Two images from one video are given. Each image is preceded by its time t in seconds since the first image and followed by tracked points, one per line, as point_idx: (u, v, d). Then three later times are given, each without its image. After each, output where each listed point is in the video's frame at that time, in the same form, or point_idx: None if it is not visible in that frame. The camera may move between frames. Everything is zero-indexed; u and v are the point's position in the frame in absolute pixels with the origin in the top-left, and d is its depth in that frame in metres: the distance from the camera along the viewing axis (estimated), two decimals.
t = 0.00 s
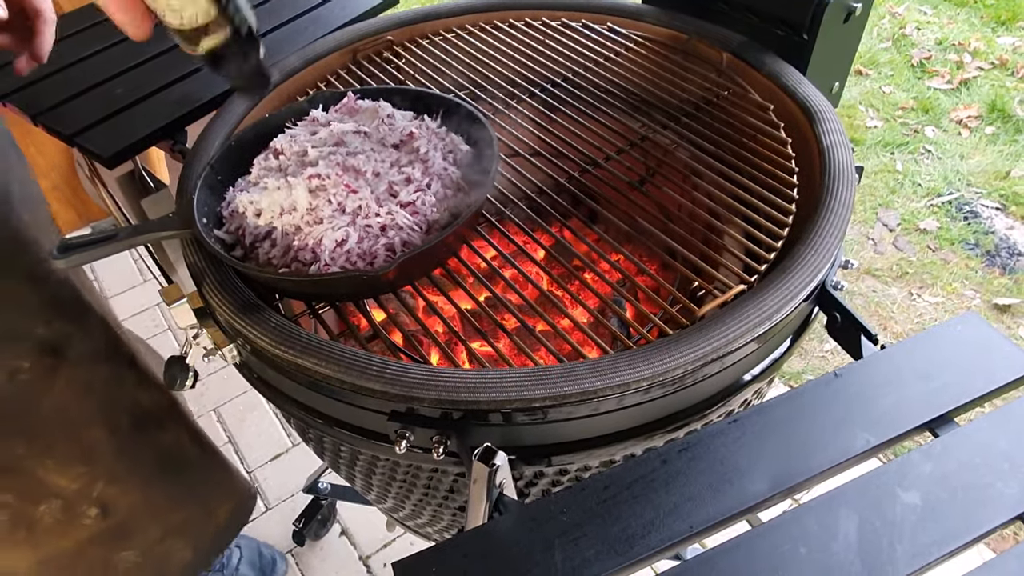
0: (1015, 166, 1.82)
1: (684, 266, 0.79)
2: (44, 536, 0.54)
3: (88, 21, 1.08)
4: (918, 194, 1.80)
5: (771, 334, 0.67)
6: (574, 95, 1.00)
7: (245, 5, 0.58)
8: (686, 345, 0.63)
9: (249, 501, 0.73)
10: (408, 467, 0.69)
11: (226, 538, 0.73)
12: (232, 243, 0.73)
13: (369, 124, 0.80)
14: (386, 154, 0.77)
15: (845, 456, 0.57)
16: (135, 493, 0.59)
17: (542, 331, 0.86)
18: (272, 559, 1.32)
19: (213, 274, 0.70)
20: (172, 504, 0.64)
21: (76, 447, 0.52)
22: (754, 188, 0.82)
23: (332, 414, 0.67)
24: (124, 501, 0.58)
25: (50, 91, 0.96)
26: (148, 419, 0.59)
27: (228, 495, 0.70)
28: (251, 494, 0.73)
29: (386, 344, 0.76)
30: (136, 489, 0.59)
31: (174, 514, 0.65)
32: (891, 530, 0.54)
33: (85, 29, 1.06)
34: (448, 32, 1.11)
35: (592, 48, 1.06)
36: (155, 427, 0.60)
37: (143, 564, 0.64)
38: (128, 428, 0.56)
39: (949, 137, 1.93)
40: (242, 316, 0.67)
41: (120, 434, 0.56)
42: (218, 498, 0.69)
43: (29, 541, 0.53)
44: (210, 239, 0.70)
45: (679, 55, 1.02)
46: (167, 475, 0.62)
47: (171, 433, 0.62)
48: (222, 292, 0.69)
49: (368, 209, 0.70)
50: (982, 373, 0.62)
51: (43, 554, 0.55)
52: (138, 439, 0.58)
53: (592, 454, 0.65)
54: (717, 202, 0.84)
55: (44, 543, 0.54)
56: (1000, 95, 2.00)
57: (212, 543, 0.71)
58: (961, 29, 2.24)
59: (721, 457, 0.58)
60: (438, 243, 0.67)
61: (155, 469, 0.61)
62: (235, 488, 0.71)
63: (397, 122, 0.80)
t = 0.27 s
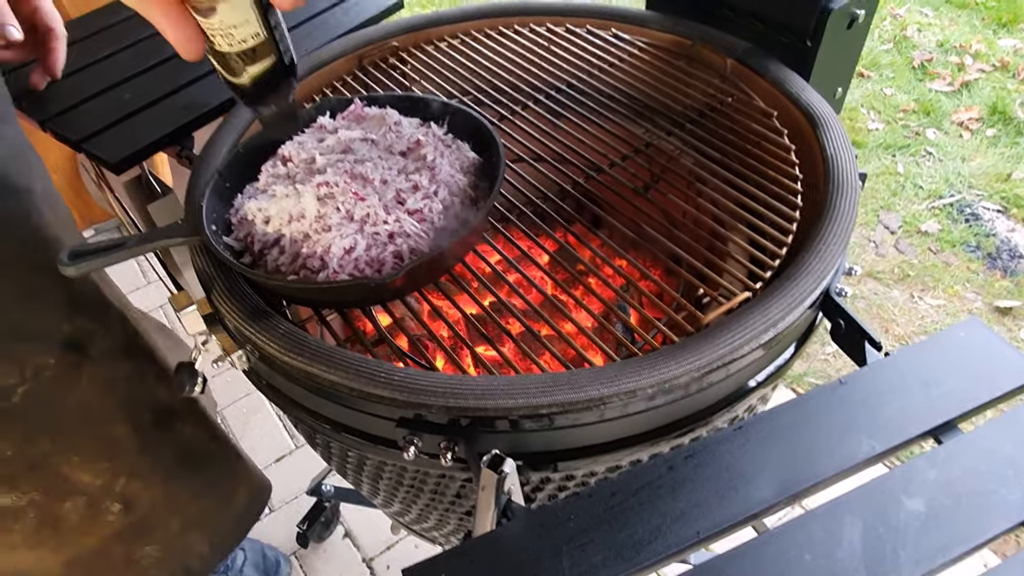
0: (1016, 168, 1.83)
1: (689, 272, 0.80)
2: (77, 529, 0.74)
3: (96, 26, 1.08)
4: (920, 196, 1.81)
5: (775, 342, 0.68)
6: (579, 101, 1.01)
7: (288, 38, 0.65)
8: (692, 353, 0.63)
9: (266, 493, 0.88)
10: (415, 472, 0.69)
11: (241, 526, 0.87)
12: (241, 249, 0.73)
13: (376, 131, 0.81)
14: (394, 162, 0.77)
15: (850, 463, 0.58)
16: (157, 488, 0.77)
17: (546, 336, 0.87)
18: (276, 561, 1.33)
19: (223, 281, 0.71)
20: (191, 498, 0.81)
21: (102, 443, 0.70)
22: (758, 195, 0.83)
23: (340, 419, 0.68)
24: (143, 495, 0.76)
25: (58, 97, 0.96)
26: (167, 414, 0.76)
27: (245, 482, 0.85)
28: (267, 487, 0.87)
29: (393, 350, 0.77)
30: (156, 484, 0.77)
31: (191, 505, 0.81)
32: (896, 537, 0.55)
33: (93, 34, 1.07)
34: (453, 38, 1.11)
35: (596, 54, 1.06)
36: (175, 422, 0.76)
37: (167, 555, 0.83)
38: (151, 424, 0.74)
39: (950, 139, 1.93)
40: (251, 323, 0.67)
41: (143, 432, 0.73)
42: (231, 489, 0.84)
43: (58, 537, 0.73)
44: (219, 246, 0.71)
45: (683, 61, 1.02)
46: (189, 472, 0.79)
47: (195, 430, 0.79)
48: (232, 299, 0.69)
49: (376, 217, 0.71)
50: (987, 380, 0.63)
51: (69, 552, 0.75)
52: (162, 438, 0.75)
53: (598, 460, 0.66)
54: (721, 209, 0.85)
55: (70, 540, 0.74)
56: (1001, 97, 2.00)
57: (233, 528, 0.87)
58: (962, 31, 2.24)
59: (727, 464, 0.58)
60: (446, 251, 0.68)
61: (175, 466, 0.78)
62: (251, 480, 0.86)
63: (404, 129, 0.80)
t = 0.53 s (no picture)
0: (1015, 178, 1.85)
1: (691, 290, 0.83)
2: (99, 532, 0.75)
3: (111, 44, 1.10)
4: (919, 205, 1.83)
5: (776, 360, 0.71)
6: (584, 120, 1.04)
7: (314, 87, 0.65)
8: (696, 371, 0.66)
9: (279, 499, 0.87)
10: (427, 484, 0.71)
11: (258, 533, 0.86)
12: (259, 268, 0.76)
13: (389, 152, 0.83)
14: (406, 183, 0.80)
15: (848, 478, 0.60)
16: (178, 492, 0.78)
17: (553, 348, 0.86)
18: (284, 568, 1.34)
19: (242, 299, 0.73)
20: (211, 500, 0.80)
21: (123, 448, 0.73)
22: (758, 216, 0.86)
23: (355, 433, 0.70)
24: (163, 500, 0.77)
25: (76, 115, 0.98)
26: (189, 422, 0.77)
27: (263, 489, 0.85)
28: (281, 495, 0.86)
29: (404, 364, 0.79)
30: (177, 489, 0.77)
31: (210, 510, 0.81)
32: (892, 550, 0.57)
33: (109, 51, 1.09)
34: (461, 57, 1.14)
35: (601, 74, 1.09)
36: (196, 429, 0.78)
37: (184, 560, 0.81)
38: (171, 431, 0.76)
39: (949, 149, 1.96)
40: (270, 340, 0.70)
41: (166, 440, 0.76)
42: (248, 493, 0.84)
43: (83, 538, 0.75)
44: (238, 265, 0.73)
45: (686, 81, 1.05)
46: (209, 476, 0.79)
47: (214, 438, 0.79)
48: (251, 317, 0.72)
49: (390, 238, 0.74)
50: (980, 397, 0.65)
51: (93, 552, 0.76)
52: (181, 444, 0.77)
53: (605, 473, 0.68)
54: (723, 228, 0.88)
55: (95, 541, 0.76)
56: (1000, 106, 2.03)
57: (250, 531, 0.85)
58: (961, 40, 2.27)
59: (730, 479, 0.61)
60: (458, 271, 0.70)
61: (193, 470, 0.78)
62: (268, 486, 0.85)
63: (417, 150, 0.83)
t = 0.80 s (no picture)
0: (1010, 188, 1.88)
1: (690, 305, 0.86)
2: (121, 537, 0.77)
3: (127, 62, 1.13)
4: (916, 215, 1.86)
5: (771, 373, 0.74)
6: (587, 138, 1.07)
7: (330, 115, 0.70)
8: (693, 385, 0.69)
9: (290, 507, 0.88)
10: (436, 492, 0.74)
11: (269, 541, 0.87)
12: (275, 284, 0.79)
13: (399, 172, 0.87)
14: (416, 203, 0.83)
15: (840, 487, 0.63)
16: (195, 500, 0.79)
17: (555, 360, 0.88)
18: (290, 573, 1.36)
19: (259, 314, 0.76)
20: (225, 507, 0.82)
21: (146, 457, 0.75)
22: (756, 233, 0.89)
23: (367, 444, 0.73)
24: (182, 507, 0.78)
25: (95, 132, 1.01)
26: (206, 430, 0.80)
27: (275, 497, 0.86)
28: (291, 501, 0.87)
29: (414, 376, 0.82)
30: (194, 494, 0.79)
31: (227, 516, 0.82)
32: (881, 555, 0.60)
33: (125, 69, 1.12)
34: (466, 76, 1.17)
35: (602, 93, 1.12)
36: (212, 438, 0.80)
37: (200, 566, 0.82)
38: (191, 440, 0.78)
39: (946, 159, 1.99)
40: (287, 355, 0.73)
41: (184, 448, 0.78)
42: (261, 501, 0.85)
43: (104, 543, 0.76)
44: (256, 281, 0.76)
45: (685, 101, 1.08)
46: (224, 483, 0.81)
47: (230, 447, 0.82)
48: (267, 331, 0.75)
49: (402, 256, 0.77)
50: (966, 410, 0.68)
51: (115, 558, 0.77)
52: (199, 452, 0.79)
53: (606, 482, 0.71)
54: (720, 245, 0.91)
55: (117, 546, 0.77)
56: (996, 117, 2.06)
57: (261, 540, 0.86)
58: (958, 51, 2.31)
59: (727, 488, 0.63)
60: (467, 287, 0.73)
61: (211, 479, 0.80)
62: (280, 495, 0.86)
63: (426, 170, 0.86)
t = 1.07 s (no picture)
0: (1008, 191, 1.89)
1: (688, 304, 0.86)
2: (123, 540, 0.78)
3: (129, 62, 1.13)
4: (913, 218, 1.87)
5: (770, 371, 0.74)
6: (586, 139, 1.07)
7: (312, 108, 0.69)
8: (692, 383, 0.69)
9: (291, 506, 0.90)
10: (437, 490, 0.75)
11: (270, 541, 0.90)
12: (276, 282, 0.79)
13: (399, 172, 0.87)
14: (417, 203, 0.84)
15: (837, 484, 0.64)
16: (197, 499, 0.81)
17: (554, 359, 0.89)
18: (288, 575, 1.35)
19: (261, 313, 0.77)
20: (228, 508, 0.84)
21: (148, 457, 0.76)
22: (754, 233, 0.89)
23: (367, 441, 0.74)
24: (184, 507, 0.80)
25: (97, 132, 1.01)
26: (207, 428, 0.81)
27: (276, 495, 0.88)
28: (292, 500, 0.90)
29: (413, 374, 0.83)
30: (196, 494, 0.80)
31: (229, 516, 0.84)
32: (878, 552, 0.60)
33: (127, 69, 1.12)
34: (466, 77, 1.17)
35: (601, 94, 1.13)
36: (213, 437, 0.81)
37: (202, 565, 0.84)
38: (191, 438, 0.79)
39: (944, 162, 2.00)
40: (288, 353, 0.73)
41: (185, 446, 0.78)
42: (263, 502, 0.87)
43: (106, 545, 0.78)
44: (257, 279, 0.77)
45: (683, 102, 1.09)
46: (227, 483, 0.83)
47: (229, 444, 0.83)
48: (269, 330, 0.75)
49: (402, 255, 0.77)
50: (962, 409, 0.69)
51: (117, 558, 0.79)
52: (201, 451, 0.80)
53: (605, 480, 0.71)
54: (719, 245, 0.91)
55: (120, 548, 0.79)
56: (993, 120, 2.07)
57: (262, 539, 0.88)
58: (956, 55, 2.32)
59: (725, 485, 0.64)
60: (468, 285, 0.74)
61: (212, 477, 0.81)
62: (281, 494, 0.88)
63: (426, 169, 0.87)
